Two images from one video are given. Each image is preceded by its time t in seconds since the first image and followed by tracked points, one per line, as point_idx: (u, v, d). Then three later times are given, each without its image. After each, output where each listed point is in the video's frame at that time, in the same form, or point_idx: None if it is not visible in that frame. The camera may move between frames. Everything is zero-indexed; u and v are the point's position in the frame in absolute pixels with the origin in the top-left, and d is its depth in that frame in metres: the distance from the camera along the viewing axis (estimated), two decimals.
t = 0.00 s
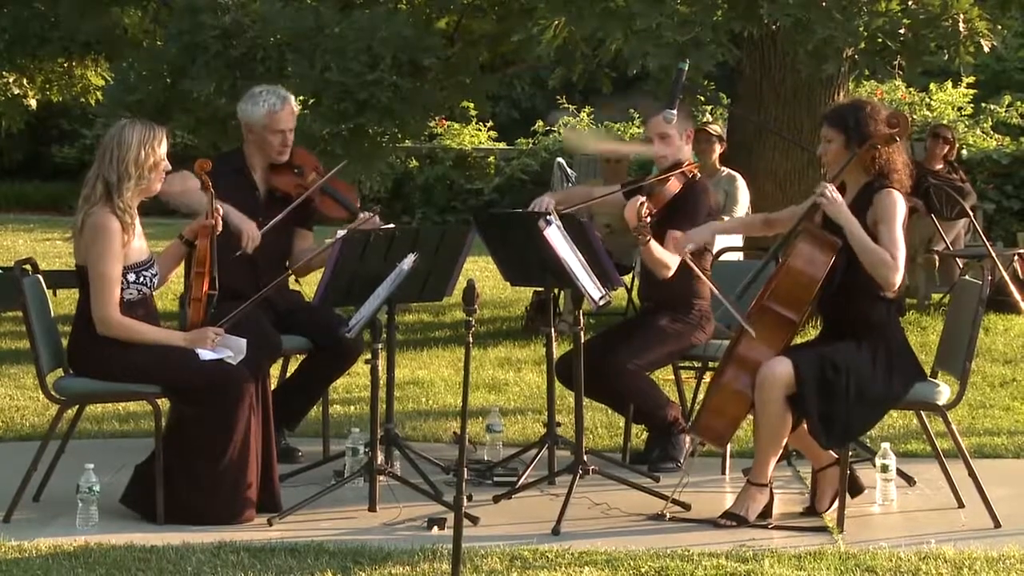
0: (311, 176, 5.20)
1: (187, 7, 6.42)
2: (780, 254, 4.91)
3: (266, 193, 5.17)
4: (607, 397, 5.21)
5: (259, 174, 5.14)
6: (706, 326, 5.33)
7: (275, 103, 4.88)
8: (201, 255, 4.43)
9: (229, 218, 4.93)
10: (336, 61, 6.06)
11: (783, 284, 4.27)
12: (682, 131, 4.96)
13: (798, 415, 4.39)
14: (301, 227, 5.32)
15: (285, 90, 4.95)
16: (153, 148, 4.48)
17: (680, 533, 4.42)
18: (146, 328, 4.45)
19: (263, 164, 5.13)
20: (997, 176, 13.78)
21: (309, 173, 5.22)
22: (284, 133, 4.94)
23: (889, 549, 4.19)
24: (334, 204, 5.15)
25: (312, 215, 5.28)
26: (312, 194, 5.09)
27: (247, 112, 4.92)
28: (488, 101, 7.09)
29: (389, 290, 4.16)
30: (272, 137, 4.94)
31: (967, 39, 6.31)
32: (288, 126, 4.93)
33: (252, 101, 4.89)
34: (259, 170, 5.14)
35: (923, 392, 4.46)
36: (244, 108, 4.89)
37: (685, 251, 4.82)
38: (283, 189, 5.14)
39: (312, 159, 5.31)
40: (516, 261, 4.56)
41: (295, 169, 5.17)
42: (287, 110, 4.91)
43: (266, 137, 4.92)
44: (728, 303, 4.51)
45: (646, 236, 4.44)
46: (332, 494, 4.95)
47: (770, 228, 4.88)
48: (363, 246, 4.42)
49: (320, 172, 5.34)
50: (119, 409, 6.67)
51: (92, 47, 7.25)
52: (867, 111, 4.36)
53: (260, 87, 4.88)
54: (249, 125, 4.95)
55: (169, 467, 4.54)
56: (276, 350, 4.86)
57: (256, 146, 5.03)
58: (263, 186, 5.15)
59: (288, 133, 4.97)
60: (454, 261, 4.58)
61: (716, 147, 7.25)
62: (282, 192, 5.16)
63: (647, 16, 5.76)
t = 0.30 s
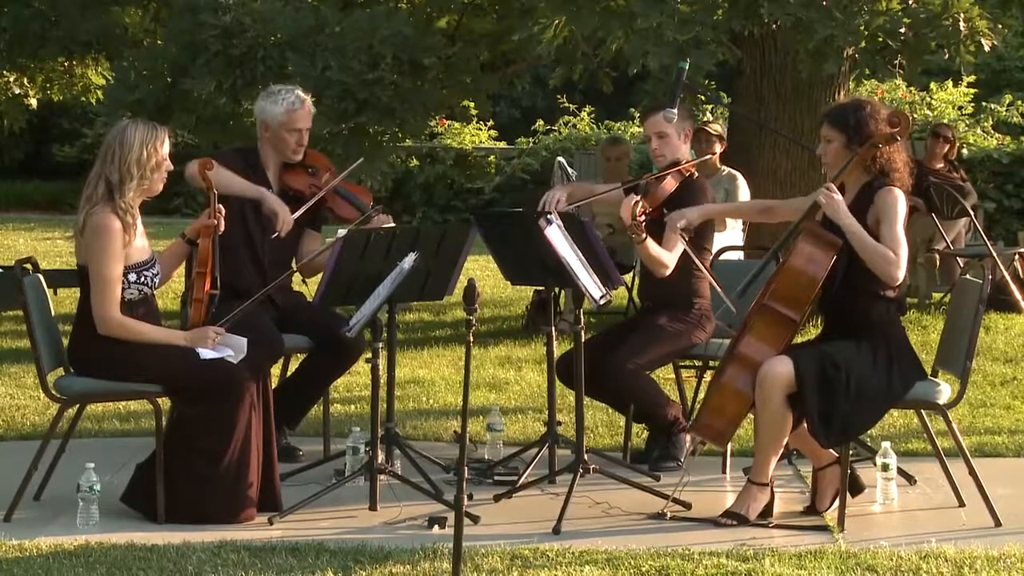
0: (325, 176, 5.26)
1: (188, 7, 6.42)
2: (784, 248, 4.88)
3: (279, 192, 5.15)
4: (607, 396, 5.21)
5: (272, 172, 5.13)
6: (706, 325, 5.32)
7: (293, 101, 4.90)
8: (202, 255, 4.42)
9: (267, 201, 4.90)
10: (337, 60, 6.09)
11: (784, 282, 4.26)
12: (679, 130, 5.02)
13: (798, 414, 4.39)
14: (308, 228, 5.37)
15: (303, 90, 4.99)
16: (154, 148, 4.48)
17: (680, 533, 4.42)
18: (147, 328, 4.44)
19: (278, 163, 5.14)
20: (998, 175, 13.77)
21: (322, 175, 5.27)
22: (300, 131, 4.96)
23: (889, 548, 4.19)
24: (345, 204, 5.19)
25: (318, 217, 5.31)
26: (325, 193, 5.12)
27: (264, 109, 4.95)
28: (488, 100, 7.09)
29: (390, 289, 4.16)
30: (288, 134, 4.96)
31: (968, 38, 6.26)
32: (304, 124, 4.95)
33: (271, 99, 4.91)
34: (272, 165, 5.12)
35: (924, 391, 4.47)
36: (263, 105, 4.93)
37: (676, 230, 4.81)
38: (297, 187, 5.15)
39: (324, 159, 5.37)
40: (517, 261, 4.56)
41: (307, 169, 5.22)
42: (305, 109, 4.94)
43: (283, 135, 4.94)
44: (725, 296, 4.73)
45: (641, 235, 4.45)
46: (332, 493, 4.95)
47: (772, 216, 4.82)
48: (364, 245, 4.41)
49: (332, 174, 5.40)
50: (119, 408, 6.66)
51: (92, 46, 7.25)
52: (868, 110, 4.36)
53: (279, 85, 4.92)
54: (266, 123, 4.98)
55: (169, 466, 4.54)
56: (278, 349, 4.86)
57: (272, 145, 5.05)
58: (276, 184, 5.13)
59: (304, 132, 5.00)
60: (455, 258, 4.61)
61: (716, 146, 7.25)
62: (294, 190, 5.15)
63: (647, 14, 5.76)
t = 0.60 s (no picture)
0: (334, 176, 5.29)
1: (188, 7, 6.42)
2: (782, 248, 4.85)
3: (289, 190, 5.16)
4: (608, 396, 5.21)
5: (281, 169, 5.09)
6: (706, 325, 5.32)
7: (304, 101, 4.90)
8: (202, 255, 4.42)
9: (296, 195, 4.89)
10: (337, 60, 6.10)
11: (783, 283, 4.25)
12: (679, 131, 5.01)
13: (799, 414, 4.39)
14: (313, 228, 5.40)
15: (311, 90, 4.99)
16: (155, 147, 4.48)
17: (680, 533, 4.42)
18: (147, 328, 4.44)
19: (287, 162, 5.10)
20: (998, 175, 13.76)
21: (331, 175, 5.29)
22: (311, 131, 4.96)
23: (889, 548, 4.19)
24: (354, 204, 5.22)
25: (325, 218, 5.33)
26: (335, 194, 5.14)
27: (274, 109, 4.94)
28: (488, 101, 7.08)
29: (390, 289, 4.16)
30: (299, 134, 4.95)
31: (968, 38, 6.27)
32: (315, 123, 4.95)
33: (281, 99, 4.91)
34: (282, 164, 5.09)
35: (924, 391, 4.48)
36: (273, 105, 4.93)
37: (667, 234, 4.76)
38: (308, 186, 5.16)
39: (331, 159, 5.39)
40: (517, 261, 4.56)
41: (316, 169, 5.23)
42: (315, 109, 4.95)
43: (294, 135, 4.94)
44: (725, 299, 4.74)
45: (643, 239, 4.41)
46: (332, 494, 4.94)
47: (760, 215, 4.78)
48: (363, 246, 4.41)
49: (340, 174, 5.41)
50: (120, 408, 6.66)
51: (92, 46, 7.25)
52: (867, 110, 4.35)
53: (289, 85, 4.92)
54: (276, 123, 4.97)
55: (170, 466, 4.54)
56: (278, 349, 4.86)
57: (282, 145, 5.04)
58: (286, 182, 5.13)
59: (315, 132, 4.99)
60: (455, 258, 4.61)
61: (716, 147, 7.26)
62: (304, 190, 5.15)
63: (648, 14, 5.75)
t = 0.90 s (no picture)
0: (342, 174, 5.31)
1: (187, 7, 6.42)
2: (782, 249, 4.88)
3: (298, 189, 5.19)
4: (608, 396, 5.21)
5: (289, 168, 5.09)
6: (706, 325, 5.32)
7: (310, 99, 4.92)
8: (202, 255, 4.41)
9: (314, 187, 4.95)
10: (338, 60, 6.10)
11: (784, 286, 4.25)
12: (678, 131, 5.00)
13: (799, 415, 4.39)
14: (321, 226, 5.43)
15: (316, 88, 5.00)
16: (154, 148, 4.48)
17: (680, 532, 4.42)
18: (146, 328, 4.44)
19: (295, 160, 5.09)
20: (998, 175, 13.75)
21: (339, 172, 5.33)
22: (318, 129, 4.97)
23: (889, 548, 4.19)
24: (362, 201, 5.27)
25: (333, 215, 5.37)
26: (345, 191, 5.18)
27: (280, 108, 4.94)
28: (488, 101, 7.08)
29: (390, 289, 4.15)
30: (306, 133, 4.96)
31: (968, 37, 6.34)
32: (321, 122, 4.96)
33: (287, 98, 4.91)
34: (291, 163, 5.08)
35: (924, 391, 4.48)
36: (278, 104, 4.93)
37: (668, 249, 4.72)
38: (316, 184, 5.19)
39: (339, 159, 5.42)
40: (517, 261, 4.56)
41: (325, 167, 5.27)
42: (321, 107, 4.95)
43: (301, 134, 4.94)
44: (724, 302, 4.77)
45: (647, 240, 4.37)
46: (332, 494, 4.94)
47: (763, 224, 4.80)
48: (364, 245, 4.40)
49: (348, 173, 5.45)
50: (120, 408, 6.66)
51: (92, 46, 7.25)
52: (867, 110, 4.34)
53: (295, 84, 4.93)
54: (282, 122, 4.97)
55: (169, 465, 4.54)
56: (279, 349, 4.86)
57: (288, 145, 5.04)
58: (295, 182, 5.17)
59: (321, 131, 5.00)
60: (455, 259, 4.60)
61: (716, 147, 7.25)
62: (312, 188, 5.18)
63: (648, 14, 5.75)
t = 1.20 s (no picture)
0: (348, 172, 5.32)
1: (187, 7, 6.42)
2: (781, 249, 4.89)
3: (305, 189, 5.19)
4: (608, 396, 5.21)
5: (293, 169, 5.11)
6: (706, 325, 5.32)
7: (314, 98, 4.92)
8: (202, 255, 4.41)
9: (330, 185, 4.93)
10: (338, 60, 6.11)
11: (783, 289, 4.25)
12: (675, 130, 5.01)
13: (800, 417, 4.39)
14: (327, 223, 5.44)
15: (320, 87, 5.01)
16: (154, 147, 4.48)
17: (680, 532, 4.42)
18: (146, 328, 4.44)
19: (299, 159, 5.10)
20: (998, 175, 13.75)
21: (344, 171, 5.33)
22: (323, 129, 4.97)
23: (889, 548, 4.19)
24: (368, 199, 5.29)
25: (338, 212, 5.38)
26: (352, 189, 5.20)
27: (285, 108, 4.95)
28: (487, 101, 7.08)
29: (390, 289, 4.15)
30: (311, 132, 4.96)
31: (967, 37, 6.36)
32: (326, 121, 4.97)
33: (291, 97, 4.92)
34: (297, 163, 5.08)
35: (924, 391, 4.48)
36: (283, 104, 4.94)
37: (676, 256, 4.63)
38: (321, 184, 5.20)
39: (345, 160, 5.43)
40: (517, 261, 4.56)
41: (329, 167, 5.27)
42: (326, 107, 4.96)
43: (307, 133, 4.95)
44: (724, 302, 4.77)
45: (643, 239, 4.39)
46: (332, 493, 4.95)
47: (764, 226, 4.83)
48: (363, 244, 4.42)
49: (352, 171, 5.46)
50: (120, 408, 6.66)
51: (92, 46, 7.25)
52: (866, 110, 4.33)
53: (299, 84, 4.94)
54: (287, 122, 4.97)
55: (169, 465, 4.54)
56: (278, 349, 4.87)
57: (293, 145, 5.04)
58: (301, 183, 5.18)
59: (326, 130, 5.01)
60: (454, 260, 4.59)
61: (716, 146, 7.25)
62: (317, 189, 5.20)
63: (648, 14, 5.75)
